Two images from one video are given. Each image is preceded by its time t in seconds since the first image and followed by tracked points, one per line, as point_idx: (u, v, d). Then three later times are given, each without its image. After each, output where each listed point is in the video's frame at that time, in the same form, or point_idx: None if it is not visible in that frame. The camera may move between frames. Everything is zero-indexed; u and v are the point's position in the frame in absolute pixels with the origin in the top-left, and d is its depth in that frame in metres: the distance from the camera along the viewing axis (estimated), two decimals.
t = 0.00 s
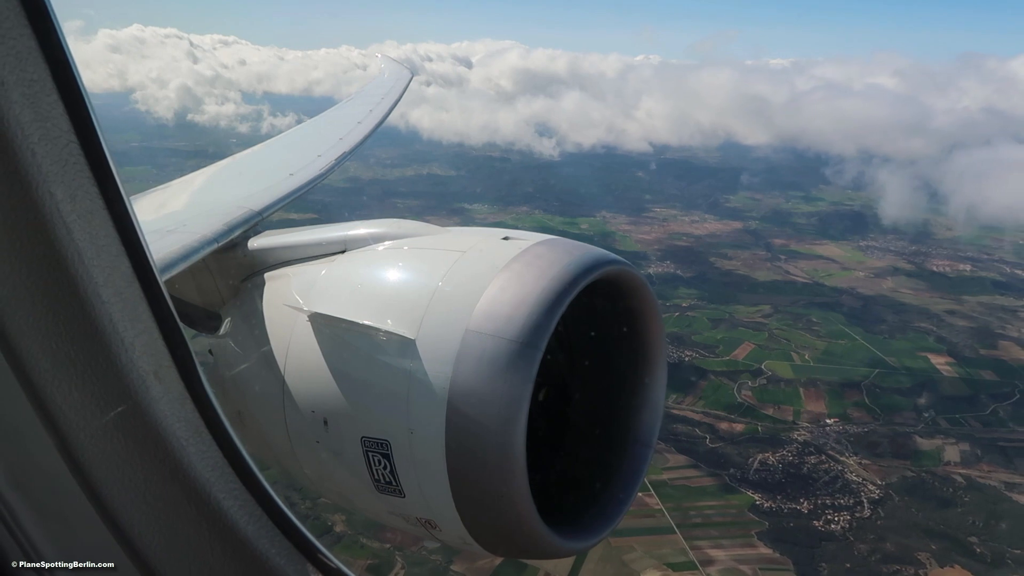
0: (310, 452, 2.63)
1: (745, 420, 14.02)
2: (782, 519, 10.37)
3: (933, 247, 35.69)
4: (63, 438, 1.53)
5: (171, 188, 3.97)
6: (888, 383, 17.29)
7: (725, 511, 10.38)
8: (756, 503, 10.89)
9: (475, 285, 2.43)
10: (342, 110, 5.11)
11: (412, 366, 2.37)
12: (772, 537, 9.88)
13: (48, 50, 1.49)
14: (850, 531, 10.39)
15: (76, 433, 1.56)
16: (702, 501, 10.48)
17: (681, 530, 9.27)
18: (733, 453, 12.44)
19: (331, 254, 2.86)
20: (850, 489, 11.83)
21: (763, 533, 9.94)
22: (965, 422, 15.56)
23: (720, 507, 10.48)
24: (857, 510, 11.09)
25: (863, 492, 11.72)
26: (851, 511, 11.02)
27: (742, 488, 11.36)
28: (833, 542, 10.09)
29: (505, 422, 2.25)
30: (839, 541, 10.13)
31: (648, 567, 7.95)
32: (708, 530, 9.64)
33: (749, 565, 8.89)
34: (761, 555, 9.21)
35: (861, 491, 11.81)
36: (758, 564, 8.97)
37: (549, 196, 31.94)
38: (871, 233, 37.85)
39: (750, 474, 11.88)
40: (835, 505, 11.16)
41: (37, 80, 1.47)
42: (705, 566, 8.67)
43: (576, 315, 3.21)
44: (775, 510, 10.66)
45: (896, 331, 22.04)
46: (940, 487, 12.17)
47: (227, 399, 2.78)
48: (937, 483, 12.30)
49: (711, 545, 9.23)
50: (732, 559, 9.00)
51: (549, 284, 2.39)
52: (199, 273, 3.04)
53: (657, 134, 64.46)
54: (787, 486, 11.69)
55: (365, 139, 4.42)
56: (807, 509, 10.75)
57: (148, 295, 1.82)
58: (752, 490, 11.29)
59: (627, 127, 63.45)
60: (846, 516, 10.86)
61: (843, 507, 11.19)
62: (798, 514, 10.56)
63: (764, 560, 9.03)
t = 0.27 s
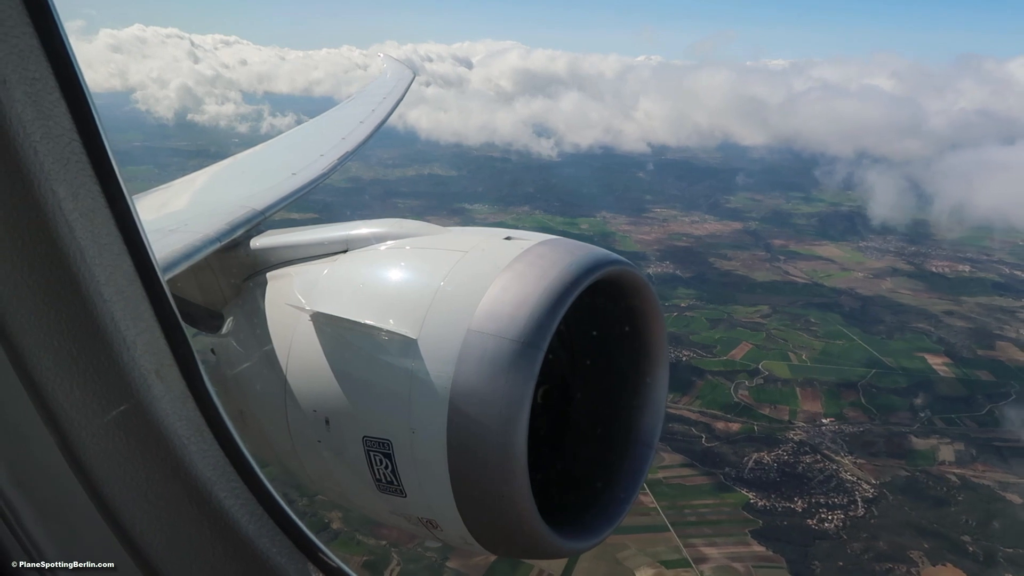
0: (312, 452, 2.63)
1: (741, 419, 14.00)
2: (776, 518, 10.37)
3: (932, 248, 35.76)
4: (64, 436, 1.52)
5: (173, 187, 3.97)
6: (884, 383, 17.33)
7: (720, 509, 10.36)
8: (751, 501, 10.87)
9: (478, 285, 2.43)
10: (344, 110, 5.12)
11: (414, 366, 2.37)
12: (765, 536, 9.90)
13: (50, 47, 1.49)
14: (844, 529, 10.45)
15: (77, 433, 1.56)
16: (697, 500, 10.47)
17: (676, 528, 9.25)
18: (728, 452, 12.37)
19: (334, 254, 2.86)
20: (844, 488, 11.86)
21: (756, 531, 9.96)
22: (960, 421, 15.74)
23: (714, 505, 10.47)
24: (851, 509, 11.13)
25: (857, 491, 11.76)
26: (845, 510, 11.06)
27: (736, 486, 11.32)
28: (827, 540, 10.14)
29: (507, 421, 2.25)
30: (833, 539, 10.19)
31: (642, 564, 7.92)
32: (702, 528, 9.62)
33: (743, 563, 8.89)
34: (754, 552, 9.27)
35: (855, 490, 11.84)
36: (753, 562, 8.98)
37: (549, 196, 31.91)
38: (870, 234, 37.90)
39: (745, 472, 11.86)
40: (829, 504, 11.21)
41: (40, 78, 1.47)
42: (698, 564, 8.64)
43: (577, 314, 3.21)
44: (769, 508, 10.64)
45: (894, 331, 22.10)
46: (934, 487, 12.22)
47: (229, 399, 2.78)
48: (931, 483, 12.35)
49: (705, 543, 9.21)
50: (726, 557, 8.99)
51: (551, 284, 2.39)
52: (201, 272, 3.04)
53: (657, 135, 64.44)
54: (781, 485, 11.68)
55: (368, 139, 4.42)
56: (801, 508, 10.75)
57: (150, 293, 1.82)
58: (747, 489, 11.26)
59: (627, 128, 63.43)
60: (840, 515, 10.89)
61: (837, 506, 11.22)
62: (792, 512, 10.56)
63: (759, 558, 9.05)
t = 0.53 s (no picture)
0: (313, 451, 2.64)
1: (737, 417, 13.96)
2: (770, 516, 10.37)
3: (930, 248, 35.81)
4: (68, 436, 1.53)
5: (175, 187, 3.98)
6: (881, 382, 17.35)
7: (714, 506, 10.35)
8: (745, 499, 10.87)
9: (480, 284, 2.43)
10: (346, 110, 5.12)
11: (415, 366, 2.38)
12: (758, 534, 9.89)
13: (53, 46, 1.49)
14: (838, 527, 10.49)
15: (82, 433, 1.57)
16: (691, 497, 10.47)
17: (670, 526, 9.25)
18: (723, 450, 12.34)
19: (335, 253, 2.86)
20: (839, 487, 11.86)
21: (750, 528, 9.98)
22: (955, 420, 15.82)
23: (709, 503, 10.46)
24: (844, 507, 11.17)
25: (852, 489, 11.78)
26: (838, 508, 11.11)
27: (731, 483, 11.30)
28: (821, 537, 10.15)
29: (509, 421, 2.25)
30: (827, 536, 10.20)
31: (636, 562, 7.94)
32: (696, 525, 9.61)
33: (737, 561, 8.91)
34: (748, 550, 9.28)
35: (850, 488, 11.86)
36: (747, 559, 9.00)
37: (548, 196, 31.92)
38: (869, 234, 37.93)
39: (739, 470, 11.84)
40: (823, 502, 11.24)
41: (43, 79, 1.48)
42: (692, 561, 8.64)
43: (579, 313, 3.22)
44: (763, 506, 10.64)
45: (891, 330, 22.13)
46: (928, 485, 12.25)
47: (231, 398, 2.78)
48: (925, 481, 12.38)
49: (699, 540, 9.20)
50: (720, 553, 9.00)
51: (551, 284, 2.39)
52: (203, 272, 3.05)
53: (658, 136, 64.46)
54: (776, 483, 11.66)
55: (369, 139, 4.41)
56: (795, 506, 10.75)
57: (152, 293, 1.83)
58: (742, 487, 11.24)
59: (627, 129, 63.47)
60: (833, 513, 10.93)
61: (831, 504, 11.23)
62: (785, 510, 10.55)
63: (752, 556, 9.10)
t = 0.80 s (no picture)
0: (315, 451, 2.64)
1: (733, 417, 13.87)
2: (763, 514, 10.37)
3: (928, 249, 35.88)
4: (69, 434, 1.53)
5: (175, 186, 3.98)
6: (877, 383, 17.39)
7: (708, 505, 10.34)
8: (739, 498, 10.89)
9: (482, 284, 2.44)
10: (348, 110, 5.12)
11: (417, 365, 2.38)
12: (751, 532, 9.93)
13: (56, 45, 1.50)
14: (831, 526, 10.52)
15: (84, 432, 1.57)
16: (686, 496, 10.47)
17: (664, 524, 9.23)
18: (718, 449, 12.31)
19: (337, 253, 2.86)
20: (833, 487, 11.87)
21: (744, 527, 10.02)
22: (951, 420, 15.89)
23: (703, 501, 10.45)
24: (838, 505, 11.18)
25: (846, 488, 11.81)
26: (832, 507, 11.12)
27: (726, 483, 11.30)
28: (813, 536, 10.21)
29: (510, 421, 2.25)
30: (819, 535, 10.27)
31: (630, 558, 7.89)
32: (690, 523, 9.60)
33: (729, 558, 8.97)
34: (741, 548, 9.36)
35: (844, 487, 11.90)
36: (739, 557, 9.07)
37: (548, 196, 31.90)
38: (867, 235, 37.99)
39: (734, 469, 11.83)
40: (817, 500, 11.26)
41: (46, 77, 1.48)
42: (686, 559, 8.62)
43: (580, 313, 3.22)
44: (757, 505, 10.66)
45: (888, 331, 22.19)
46: (922, 484, 12.33)
47: (233, 398, 2.78)
48: (919, 481, 12.45)
49: (693, 537, 9.19)
50: (713, 552, 9.00)
51: (552, 284, 2.40)
52: (205, 271, 3.04)
53: (657, 137, 64.50)
54: (770, 482, 11.65)
55: (370, 139, 4.42)
56: (789, 504, 10.75)
57: (154, 292, 1.83)
58: (737, 486, 11.25)
59: (627, 130, 63.46)
60: (827, 512, 10.95)
61: (825, 503, 11.25)
62: (779, 508, 10.55)
63: (745, 553, 9.15)
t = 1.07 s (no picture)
0: (316, 451, 2.65)
1: (730, 417, 13.83)
2: (759, 512, 10.38)
3: (927, 249, 35.96)
4: (72, 434, 1.54)
5: (176, 187, 3.99)
6: (874, 383, 17.43)
7: (703, 503, 10.33)
8: (734, 496, 10.92)
9: (483, 284, 2.44)
10: (350, 109, 5.13)
11: (418, 365, 2.38)
12: (746, 529, 9.94)
13: (57, 46, 1.50)
14: (825, 524, 10.61)
15: (87, 432, 1.57)
16: (681, 494, 10.45)
17: (660, 522, 9.17)
18: (714, 448, 12.28)
19: (338, 253, 2.87)
20: (828, 487, 11.89)
21: (739, 524, 10.03)
22: (947, 419, 15.96)
23: (698, 500, 10.44)
24: (834, 504, 11.28)
25: (841, 487, 11.88)
26: (827, 505, 11.22)
27: (721, 481, 11.28)
28: (807, 534, 10.26)
29: (512, 420, 2.25)
30: (814, 533, 10.33)
31: (626, 557, 7.67)
32: (685, 521, 9.57)
33: (724, 556, 9.00)
34: (735, 545, 9.40)
35: (838, 486, 11.96)
36: (733, 554, 9.12)
37: (548, 197, 31.87)
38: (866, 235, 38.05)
39: (730, 468, 11.80)
40: (811, 500, 11.32)
41: (48, 78, 1.48)
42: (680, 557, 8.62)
43: (582, 313, 3.23)
44: (752, 503, 10.68)
45: (885, 330, 22.24)
46: (916, 483, 12.40)
47: (234, 399, 2.78)
48: (913, 480, 12.52)
49: (688, 535, 9.17)
50: (708, 550, 9.00)
51: (554, 284, 2.40)
52: (207, 270, 3.04)
53: (656, 137, 64.44)
54: (766, 481, 11.64)
55: (372, 138, 4.42)
56: (784, 503, 10.76)
57: (157, 293, 1.83)
58: (733, 485, 11.25)
59: (627, 130, 63.39)
60: (822, 510, 11.03)
61: (819, 502, 11.29)
62: (774, 507, 10.56)
63: (739, 551, 9.20)
